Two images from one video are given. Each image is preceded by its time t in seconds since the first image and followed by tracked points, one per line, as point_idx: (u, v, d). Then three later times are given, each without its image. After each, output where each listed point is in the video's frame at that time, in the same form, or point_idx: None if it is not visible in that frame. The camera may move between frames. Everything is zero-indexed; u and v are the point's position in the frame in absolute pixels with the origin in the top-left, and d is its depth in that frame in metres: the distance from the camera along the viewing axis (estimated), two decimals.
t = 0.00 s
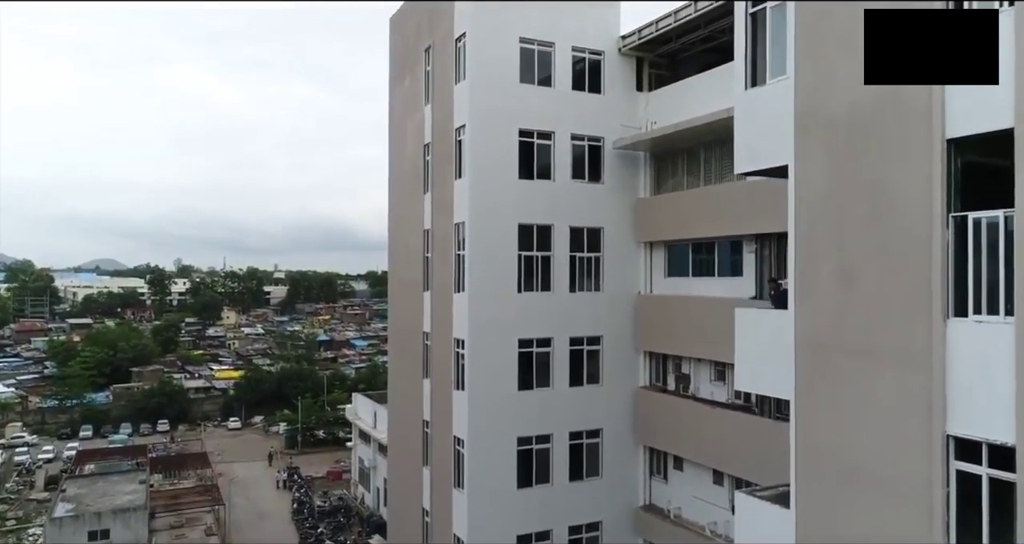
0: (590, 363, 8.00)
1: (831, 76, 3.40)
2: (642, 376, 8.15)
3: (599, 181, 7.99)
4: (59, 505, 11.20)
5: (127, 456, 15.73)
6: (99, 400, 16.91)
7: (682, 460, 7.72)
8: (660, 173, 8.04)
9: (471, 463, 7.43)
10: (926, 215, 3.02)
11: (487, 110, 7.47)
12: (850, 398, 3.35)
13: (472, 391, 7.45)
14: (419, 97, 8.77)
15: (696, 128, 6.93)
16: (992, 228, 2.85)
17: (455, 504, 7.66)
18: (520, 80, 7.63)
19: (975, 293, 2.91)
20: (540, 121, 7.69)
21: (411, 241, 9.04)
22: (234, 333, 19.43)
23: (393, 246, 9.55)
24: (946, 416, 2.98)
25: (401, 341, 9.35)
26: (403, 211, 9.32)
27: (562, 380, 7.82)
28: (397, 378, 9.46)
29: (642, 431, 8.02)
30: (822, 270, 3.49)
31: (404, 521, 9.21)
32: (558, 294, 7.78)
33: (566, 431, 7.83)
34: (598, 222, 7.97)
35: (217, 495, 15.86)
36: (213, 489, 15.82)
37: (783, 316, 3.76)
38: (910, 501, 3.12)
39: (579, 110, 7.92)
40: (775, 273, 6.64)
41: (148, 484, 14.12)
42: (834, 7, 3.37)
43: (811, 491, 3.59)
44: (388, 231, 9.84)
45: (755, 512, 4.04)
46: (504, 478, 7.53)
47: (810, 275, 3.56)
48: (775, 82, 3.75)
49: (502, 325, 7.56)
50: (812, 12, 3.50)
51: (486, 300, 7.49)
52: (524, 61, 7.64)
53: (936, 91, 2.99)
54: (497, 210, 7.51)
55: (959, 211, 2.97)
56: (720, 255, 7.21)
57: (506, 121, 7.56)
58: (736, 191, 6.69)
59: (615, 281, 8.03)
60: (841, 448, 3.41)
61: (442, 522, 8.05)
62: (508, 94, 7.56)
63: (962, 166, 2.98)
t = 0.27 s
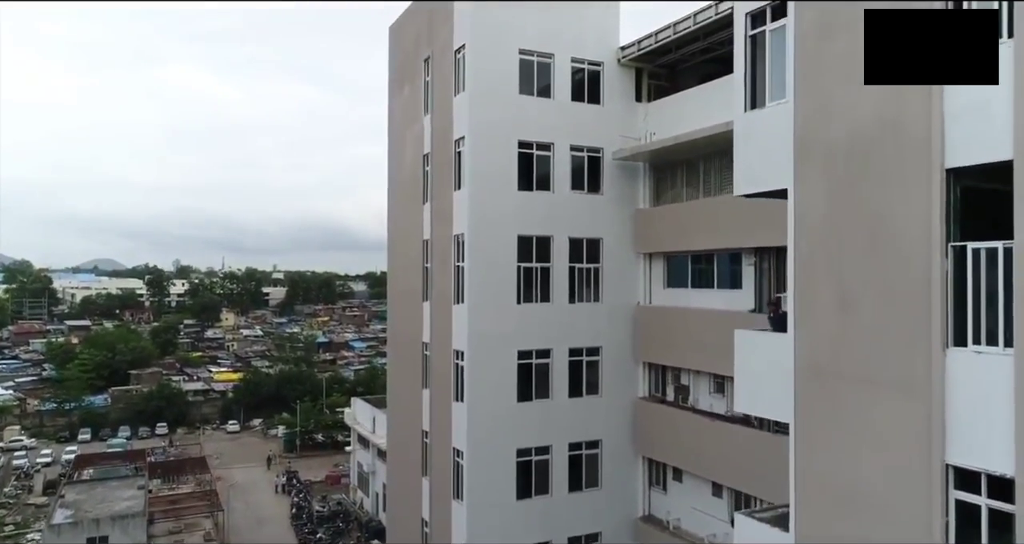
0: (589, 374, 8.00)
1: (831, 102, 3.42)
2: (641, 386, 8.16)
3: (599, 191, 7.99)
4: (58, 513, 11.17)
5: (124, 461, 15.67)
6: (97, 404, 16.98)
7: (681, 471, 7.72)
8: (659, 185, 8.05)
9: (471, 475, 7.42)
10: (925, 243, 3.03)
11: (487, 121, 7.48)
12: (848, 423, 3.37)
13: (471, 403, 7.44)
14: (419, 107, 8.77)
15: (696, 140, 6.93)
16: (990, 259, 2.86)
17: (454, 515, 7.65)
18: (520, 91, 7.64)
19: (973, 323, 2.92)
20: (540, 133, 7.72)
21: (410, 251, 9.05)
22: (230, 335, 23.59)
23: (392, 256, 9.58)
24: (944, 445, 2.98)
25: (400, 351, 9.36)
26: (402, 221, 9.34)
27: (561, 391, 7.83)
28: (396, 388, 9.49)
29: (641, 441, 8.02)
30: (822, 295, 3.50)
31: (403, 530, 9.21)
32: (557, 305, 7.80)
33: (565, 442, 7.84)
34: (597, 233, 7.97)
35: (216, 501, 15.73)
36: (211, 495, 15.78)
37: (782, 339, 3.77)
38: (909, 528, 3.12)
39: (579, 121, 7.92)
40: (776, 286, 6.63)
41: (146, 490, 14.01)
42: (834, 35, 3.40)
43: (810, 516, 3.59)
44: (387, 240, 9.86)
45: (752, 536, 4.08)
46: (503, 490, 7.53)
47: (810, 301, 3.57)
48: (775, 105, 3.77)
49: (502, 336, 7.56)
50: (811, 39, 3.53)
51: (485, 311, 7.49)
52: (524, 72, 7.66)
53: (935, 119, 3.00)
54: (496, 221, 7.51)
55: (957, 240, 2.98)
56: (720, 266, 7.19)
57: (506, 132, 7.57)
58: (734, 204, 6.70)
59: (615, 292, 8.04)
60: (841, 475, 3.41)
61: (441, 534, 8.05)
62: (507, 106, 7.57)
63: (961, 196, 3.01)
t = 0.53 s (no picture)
0: (589, 385, 8.00)
1: (831, 127, 3.41)
2: (641, 397, 8.17)
3: (598, 202, 7.99)
4: (58, 519, 11.17)
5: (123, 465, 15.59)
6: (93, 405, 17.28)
7: (680, 483, 7.72)
8: (658, 196, 8.05)
9: (471, 488, 7.40)
10: (925, 273, 3.03)
11: (487, 132, 7.48)
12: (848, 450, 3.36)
13: (471, 415, 7.43)
14: (418, 117, 8.76)
15: (696, 153, 6.91)
16: (990, 292, 2.90)
17: (453, 526, 7.65)
18: (519, 103, 7.65)
19: (972, 354, 2.95)
20: (540, 144, 7.73)
21: (409, 260, 9.06)
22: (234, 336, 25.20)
23: (392, 266, 9.60)
24: (945, 474, 3.01)
25: (400, 361, 9.39)
26: (401, 230, 9.37)
27: (561, 403, 7.83)
28: (397, 397, 9.54)
29: (640, 453, 8.02)
30: (820, 320, 3.49)
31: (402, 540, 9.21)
32: (557, 317, 7.80)
33: (564, 454, 7.84)
34: (596, 244, 7.98)
35: (214, 506, 15.71)
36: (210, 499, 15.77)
37: (783, 363, 3.77)
38: None
39: (577, 132, 7.92)
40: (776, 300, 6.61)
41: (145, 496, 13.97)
42: (834, 59, 3.39)
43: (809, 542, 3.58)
44: (387, 248, 9.88)
45: None
46: (503, 501, 7.53)
47: (807, 325, 3.56)
48: (775, 129, 3.79)
49: (502, 347, 7.57)
50: (811, 62, 3.51)
51: (485, 323, 7.48)
52: (523, 84, 7.68)
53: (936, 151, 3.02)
54: (496, 233, 7.51)
55: (957, 271, 3.00)
56: (720, 277, 7.19)
57: (506, 143, 7.57)
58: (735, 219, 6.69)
59: (614, 302, 8.05)
60: (839, 500, 3.41)
61: None
62: (507, 117, 7.57)
63: (962, 226, 3.02)
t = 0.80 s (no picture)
0: (589, 397, 8.00)
1: (831, 156, 3.43)
2: (640, 409, 8.18)
3: (598, 214, 8.00)
4: (58, 524, 11.16)
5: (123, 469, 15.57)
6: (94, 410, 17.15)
7: (679, 495, 7.73)
8: (657, 207, 8.07)
9: (470, 501, 7.40)
10: (924, 303, 3.03)
11: (487, 144, 7.48)
12: (848, 478, 3.36)
13: (470, 428, 7.42)
14: (417, 128, 8.76)
15: (695, 167, 6.93)
16: (989, 324, 2.85)
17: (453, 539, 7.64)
18: (518, 116, 7.65)
19: (972, 387, 2.92)
20: (539, 156, 7.72)
21: (408, 271, 9.07)
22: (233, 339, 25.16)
23: (392, 276, 9.63)
24: (945, 507, 2.98)
25: (400, 371, 9.40)
26: (400, 240, 9.38)
27: (560, 415, 7.83)
28: (397, 406, 9.56)
29: (639, 465, 8.03)
30: (821, 347, 3.51)
31: None
32: (556, 329, 7.80)
33: (564, 466, 7.84)
34: (596, 256, 7.98)
35: (214, 510, 15.69)
36: (209, 504, 15.77)
37: (783, 388, 3.77)
38: None
39: (577, 143, 7.92)
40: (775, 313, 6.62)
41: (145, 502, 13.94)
42: (833, 88, 3.41)
43: None
44: (386, 257, 9.89)
45: None
46: (503, 514, 7.53)
47: (808, 352, 3.57)
48: (775, 153, 3.79)
49: (501, 360, 7.56)
50: (810, 91, 3.53)
51: (484, 336, 7.48)
52: (523, 96, 7.67)
53: (933, 181, 3.00)
54: (496, 245, 7.52)
55: (956, 302, 2.98)
56: (719, 290, 7.23)
57: (504, 155, 7.57)
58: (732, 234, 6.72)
59: (614, 314, 8.06)
60: (840, 528, 3.41)
61: None
62: (507, 129, 7.57)
63: (961, 256, 3.00)
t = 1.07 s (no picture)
0: (588, 408, 8.00)
1: (830, 181, 3.42)
2: (639, 419, 8.18)
3: (597, 224, 8.00)
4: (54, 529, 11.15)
5: (121, 473, 15.53)
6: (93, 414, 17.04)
7: (677, 506, 7.74)
8: (656, 218, 8.07)
9: (470, 512, 7.40)
10: (922, 333, 3.03)
11: (486, 154, 7.47)
12: (846, 504, 3.37)
13: (469, 439, 7.41)
14: (417, 138, 8.75)
15: (695, 179, 6.93)
16: (987, 353, 2.85)
17: None
18: (517, 127, 7.65)
19: (970, 414, 2.92)
20: (538, 167, 7.72)
21: (408, 281, 9.07)
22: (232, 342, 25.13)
23: (392, 285, 9.63)
24: (943, 536, 2.98)
25: (399, 380, 9.41)
26: (400, 249, 9.38)
27: (559, 425, 7.83)
28: (396, 415, 9.57)
29: (638, 475, 8.03)
30: (819, 374, 3.50)
31: None
32: (556, 339, 7.81)
33: (563, 477, 7.84)
34: (595, 266, 7.98)
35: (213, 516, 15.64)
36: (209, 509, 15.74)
37: (782, 411, 3.77)
38: None
39: (576, 154, 7.92)
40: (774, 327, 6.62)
41: (144, 508, 13.90)
42: (830, 115, 3.42)
43: None
44: (386, 266, 9.89)
45: None
46: (502, 525, 7.53)
47: (806, 378, 3.57)
48: (775, 175, 3.82)
49: (500, 371, 7.56)
50: (807, 116, 3.54)
51: (483, 347, 7.47)
52: (522, 106, 7.69)
53: (931, 211, 3.00)
54: (496, 256, 7.52)
55: (955, 330, 2.98)
56: (718, 302, 7.23)
57: (503, 165, 7.56)
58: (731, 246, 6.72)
59: (613, 324, 8.06)
60: None
61: None
62: (506, 141, 7.57)
63: (958, 283, 2.99)
